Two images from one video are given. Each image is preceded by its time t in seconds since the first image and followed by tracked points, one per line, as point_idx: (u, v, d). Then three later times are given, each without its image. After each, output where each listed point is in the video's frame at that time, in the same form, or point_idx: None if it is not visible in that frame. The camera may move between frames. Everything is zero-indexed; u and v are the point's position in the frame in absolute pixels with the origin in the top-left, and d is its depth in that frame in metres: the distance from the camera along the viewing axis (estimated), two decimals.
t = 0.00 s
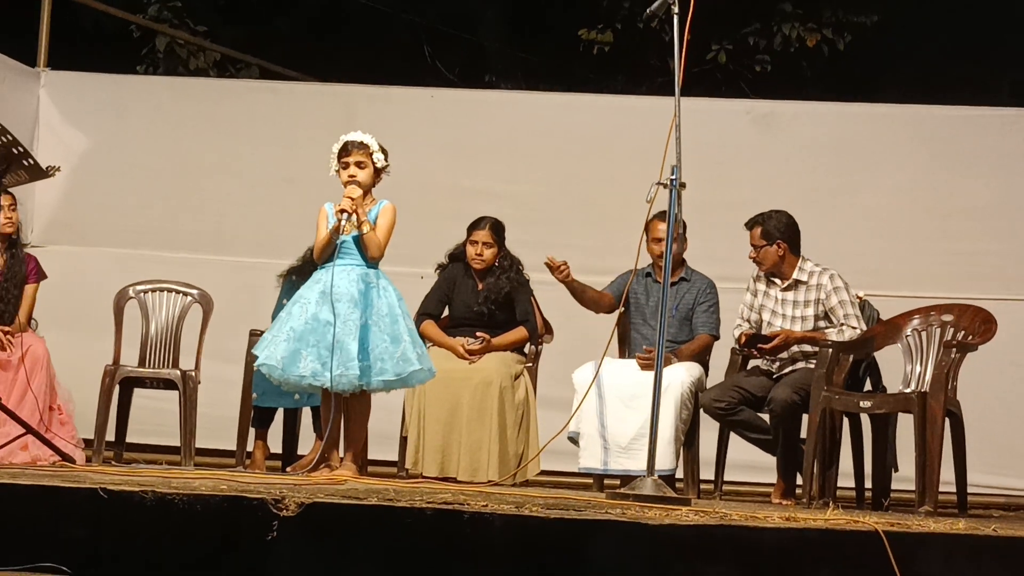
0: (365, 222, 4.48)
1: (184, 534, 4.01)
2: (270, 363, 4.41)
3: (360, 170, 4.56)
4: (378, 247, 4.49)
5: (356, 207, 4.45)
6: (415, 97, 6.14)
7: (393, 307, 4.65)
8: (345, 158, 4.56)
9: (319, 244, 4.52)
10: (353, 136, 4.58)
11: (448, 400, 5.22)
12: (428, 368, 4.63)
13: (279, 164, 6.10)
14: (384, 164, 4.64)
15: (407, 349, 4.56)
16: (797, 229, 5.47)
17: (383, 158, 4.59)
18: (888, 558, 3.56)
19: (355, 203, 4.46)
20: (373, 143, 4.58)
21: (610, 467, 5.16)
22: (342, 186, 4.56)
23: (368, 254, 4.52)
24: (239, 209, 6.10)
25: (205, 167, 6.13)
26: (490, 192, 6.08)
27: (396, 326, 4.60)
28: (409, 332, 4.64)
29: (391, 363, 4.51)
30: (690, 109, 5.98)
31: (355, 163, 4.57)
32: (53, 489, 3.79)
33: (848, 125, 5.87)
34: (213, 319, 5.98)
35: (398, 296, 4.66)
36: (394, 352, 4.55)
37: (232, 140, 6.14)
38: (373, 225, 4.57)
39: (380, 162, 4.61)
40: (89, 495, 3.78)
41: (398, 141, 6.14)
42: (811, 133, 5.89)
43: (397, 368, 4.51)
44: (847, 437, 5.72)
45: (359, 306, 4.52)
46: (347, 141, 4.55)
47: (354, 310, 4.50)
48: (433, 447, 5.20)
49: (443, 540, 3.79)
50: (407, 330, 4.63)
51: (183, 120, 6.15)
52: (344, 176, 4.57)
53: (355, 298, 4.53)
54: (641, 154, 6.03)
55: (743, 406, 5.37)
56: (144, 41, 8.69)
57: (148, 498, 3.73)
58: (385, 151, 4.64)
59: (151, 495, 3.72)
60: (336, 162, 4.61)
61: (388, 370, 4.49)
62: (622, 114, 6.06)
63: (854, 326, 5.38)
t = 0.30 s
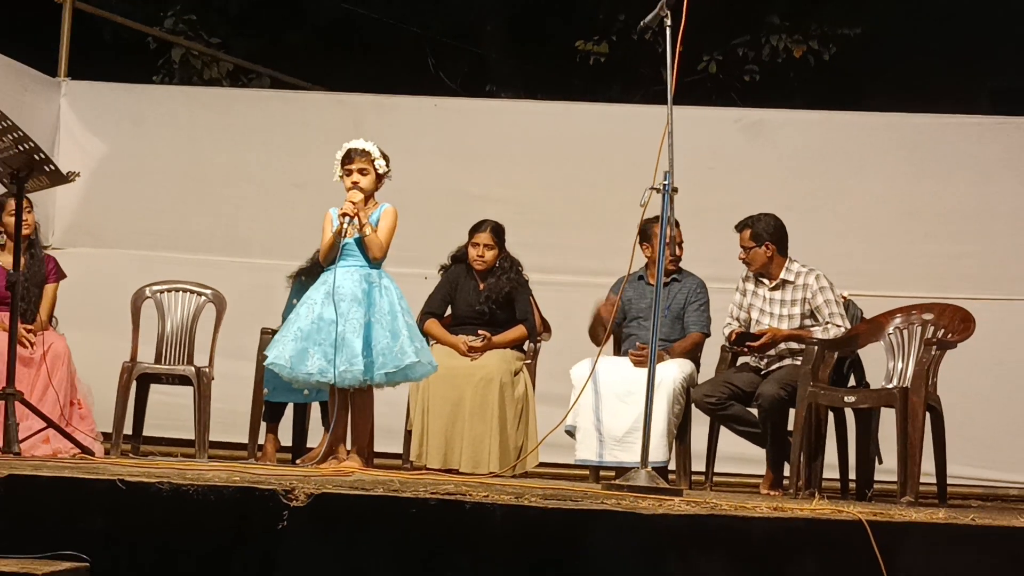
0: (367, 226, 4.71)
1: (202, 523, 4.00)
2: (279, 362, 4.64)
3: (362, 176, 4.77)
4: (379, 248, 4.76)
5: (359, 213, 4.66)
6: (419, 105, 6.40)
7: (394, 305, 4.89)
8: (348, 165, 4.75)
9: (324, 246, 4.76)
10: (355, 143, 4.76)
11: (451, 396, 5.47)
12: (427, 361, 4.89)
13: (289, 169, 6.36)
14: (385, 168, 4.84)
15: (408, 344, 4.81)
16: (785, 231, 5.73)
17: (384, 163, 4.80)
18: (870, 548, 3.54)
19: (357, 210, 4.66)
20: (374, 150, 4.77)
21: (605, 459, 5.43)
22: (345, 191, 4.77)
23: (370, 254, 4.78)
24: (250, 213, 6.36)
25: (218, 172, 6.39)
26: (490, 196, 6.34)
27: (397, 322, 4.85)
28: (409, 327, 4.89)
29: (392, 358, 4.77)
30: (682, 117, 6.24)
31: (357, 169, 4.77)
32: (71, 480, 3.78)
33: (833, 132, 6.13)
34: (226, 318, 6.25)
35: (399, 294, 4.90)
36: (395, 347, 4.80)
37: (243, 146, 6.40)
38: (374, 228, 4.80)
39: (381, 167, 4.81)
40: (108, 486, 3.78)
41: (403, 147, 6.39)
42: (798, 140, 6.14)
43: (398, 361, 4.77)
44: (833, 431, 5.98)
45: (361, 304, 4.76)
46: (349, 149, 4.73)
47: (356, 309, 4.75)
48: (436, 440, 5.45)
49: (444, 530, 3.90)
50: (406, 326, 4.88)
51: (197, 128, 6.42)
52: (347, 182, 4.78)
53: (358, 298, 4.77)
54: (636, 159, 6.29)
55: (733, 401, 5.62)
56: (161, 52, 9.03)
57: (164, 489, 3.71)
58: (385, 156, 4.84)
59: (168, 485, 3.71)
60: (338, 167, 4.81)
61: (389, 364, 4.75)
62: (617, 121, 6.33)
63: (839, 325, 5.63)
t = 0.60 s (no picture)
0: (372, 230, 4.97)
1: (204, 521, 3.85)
2: (290, 361, 4.91)
3: (366, 182, 5.01)
4: (385, 251, 5.00)
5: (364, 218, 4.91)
6: (422, 114, 6.68)
7: (400, 305, 5.14)
8: (353, 172, 4.99)
9: (331, 250, 5.02)
10: (359, 151, 5.00)
11: (454, 392, 5.73)
12: (433, 359, 5.13)
13: (298, 175, 6.64)
14: (388, 174, 5.09)
15: (414, 343, 5.06)
16: (773, 234, 5.98)
17: (386, 169, 5.04)
18: (862, 545, 3.51)
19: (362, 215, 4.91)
20: (377, 157, 5.01)
21: (601, 452, 5.68)
22: (351, 197, 5.02)
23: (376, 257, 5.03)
24: (261, 217, 6.63)
25: (230, 178, 6.68)
26: (491, 201, 6.62)
27: (404, 321, 5.10)
28: (415, 327, 5.14)
29: (399, 356, 5.01)
30: (673, 125, 6.53)
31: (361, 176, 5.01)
32: (86, 472, 3.75)
33: (817, 140, 6.41)
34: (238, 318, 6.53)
35: (405, 295, 5.16)
36: (402, 346, 5.04)
37: (254, 153, 6.68)
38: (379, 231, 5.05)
39: (385, 173, 5.05)
40: (122, 480, 3.72)
41: (407, 154, 6.67)
42: (785, 148, 6.43)
43: (405, 359, 5.01)
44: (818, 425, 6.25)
45: (368, 305, 5.03)
46: (353, 157, 4.97)
47: (363, 309, 5.01)
48: (439, 434, 5.72)
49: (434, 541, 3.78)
50: (413, 325, 5.13)
51: (211, 136, 6.71)
52: (352, 188, 5.02)
53: (365, 298, 5.03)
54: (630, 166, 6.56)
55: (722, 397, 5.85)
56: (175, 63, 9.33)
57: (179, 482, 3.67)
58: (389, 162, 5.08)
59: (182, 477, 3.66)
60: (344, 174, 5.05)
61: (396, 362, 4.99)
62: (611, 129, 6.60)
63: (824, 324, 5.88)
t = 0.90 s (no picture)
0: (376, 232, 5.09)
1: (210, 519, 3.88)
2: (297, 359, 5.03)
3: (369, 185, 5.13)
4: (390, 252, 5.12)
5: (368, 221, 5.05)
6: (422, 118, 6.81)
7: (405, 305, 5.27)
8: (356, 176, 5.12)
9: (337, 252, 5.17)
10: (361, 155, 5.12)
11: (455, 390, 5.85)
12: (437, 356, 5.26)
13: (302, 178, 6.78)
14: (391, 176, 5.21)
15: (419, 340, 5.19)
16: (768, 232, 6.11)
17: (389, 172, 5.16)
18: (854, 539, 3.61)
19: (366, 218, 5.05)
20: (379, 161, 5.13)
21: (599, 448, 5.79)
22: (355, 200, 5.15)
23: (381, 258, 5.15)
24: (265, 218, 6.77)
25: (235, 181, 6.82)
26: (491, 202, 6.75)
27: (409, 319, 5.22)
28: (420, 325, 5.27)
29: (405, 353, 5.14)
30: (669, 129, 6.66)
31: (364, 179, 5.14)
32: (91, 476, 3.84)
33: (810, 143, 6.54)
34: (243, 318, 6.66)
35: (409, 293, 5.28)
36: (408, 343, 5.17)
37: (258, 156, 6.81)
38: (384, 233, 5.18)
39: (387, 175, 5.17)
40: (130, 477, 3.83)
41: (408, 157, 6.80)
42: (778, 151, 6.56)
43: (410, 357, 5.14)
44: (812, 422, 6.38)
45: (374, 304, 5.15)
46: (356, 161, 5.10)
47: (369, 308, 5.13)
48: (441, 431, 5.84)
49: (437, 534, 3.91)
50: (417, 324, 5.26)
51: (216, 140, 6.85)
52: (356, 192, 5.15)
53: (370, 298, 5.15)
54: (627, 168, 6.69)
55: (718, 394, 5.99)
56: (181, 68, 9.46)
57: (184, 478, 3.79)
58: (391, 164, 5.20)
59: (189, 473, 3.78)
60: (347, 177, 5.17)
61: (402, 359, 5.12)
62: (609, 133, 6.73)
63: (818, 324, 6.00)
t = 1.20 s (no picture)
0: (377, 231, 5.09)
1: (211, 519, 3.89)
2: (299, 360, 5.03)
3: (370, 184, 5.13)
4: (390, 252, 5.11)
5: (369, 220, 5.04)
6: (422, 118, 6.81)
7: (406, 305, 5.27)
8: (356, 175, 5.11)
9: (338, 252, 5.16)
10: (361, 154, 5.12)
11: (455, 390, 5.85)
12: (439, 357, 5.26)
13: (302, 178, 6.78)
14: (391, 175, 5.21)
15: (420, 341, 5.18)
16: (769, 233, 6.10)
17: (389, 171, 5.15)
18: (853, 538, 3.61)
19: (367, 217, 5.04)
20: (379, 160, 5.13)
21: (599, 448, 5.78)
22: (355, 200, 5.14)
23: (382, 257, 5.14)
24: (265, 219, 6.77)
25: (235, 181, 6.82)
26: (490, 202, 6.75)
27: (410, 320, 5.22)
28: (421, 325, 5.26)
29: (406, 354, 5.14)
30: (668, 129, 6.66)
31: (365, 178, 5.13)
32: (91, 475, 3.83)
33: (809, 143, 6.54)
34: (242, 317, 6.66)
35: (410, 294, 5.28)
36: (409, 344, 5.16)
37: (258, 156, 6.82)
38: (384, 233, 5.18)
39: (388, 174, 5.17)
40: (127, 477, 3.82)
41: (408, 157, 6.80)
42: (778, 151, 6.56)
43: (412, 358, 5.14)
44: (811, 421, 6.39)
45: (375, 305, 5.14)
46: (356, 161, 5.09)
47: (370, 308, 5.13)
48: (441, 431, 5.83)
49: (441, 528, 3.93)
50: (419, 324, 5.25)
51: (215, 140, 6.85)
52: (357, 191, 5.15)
53: (372, 298, 5.15)
54: (627, 168, 6.69)
55: (718, 394, 5.99)
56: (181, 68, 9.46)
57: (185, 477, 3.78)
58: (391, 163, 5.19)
59: (189, 473, 3.77)
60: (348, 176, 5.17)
61: (403, 360, 5.12)
62: (608, 133, 6.74)
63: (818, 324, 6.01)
